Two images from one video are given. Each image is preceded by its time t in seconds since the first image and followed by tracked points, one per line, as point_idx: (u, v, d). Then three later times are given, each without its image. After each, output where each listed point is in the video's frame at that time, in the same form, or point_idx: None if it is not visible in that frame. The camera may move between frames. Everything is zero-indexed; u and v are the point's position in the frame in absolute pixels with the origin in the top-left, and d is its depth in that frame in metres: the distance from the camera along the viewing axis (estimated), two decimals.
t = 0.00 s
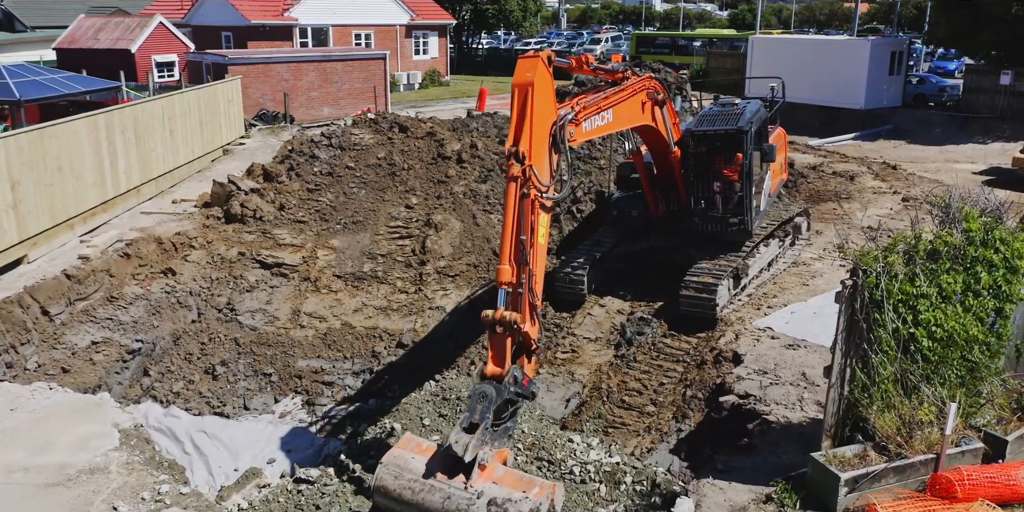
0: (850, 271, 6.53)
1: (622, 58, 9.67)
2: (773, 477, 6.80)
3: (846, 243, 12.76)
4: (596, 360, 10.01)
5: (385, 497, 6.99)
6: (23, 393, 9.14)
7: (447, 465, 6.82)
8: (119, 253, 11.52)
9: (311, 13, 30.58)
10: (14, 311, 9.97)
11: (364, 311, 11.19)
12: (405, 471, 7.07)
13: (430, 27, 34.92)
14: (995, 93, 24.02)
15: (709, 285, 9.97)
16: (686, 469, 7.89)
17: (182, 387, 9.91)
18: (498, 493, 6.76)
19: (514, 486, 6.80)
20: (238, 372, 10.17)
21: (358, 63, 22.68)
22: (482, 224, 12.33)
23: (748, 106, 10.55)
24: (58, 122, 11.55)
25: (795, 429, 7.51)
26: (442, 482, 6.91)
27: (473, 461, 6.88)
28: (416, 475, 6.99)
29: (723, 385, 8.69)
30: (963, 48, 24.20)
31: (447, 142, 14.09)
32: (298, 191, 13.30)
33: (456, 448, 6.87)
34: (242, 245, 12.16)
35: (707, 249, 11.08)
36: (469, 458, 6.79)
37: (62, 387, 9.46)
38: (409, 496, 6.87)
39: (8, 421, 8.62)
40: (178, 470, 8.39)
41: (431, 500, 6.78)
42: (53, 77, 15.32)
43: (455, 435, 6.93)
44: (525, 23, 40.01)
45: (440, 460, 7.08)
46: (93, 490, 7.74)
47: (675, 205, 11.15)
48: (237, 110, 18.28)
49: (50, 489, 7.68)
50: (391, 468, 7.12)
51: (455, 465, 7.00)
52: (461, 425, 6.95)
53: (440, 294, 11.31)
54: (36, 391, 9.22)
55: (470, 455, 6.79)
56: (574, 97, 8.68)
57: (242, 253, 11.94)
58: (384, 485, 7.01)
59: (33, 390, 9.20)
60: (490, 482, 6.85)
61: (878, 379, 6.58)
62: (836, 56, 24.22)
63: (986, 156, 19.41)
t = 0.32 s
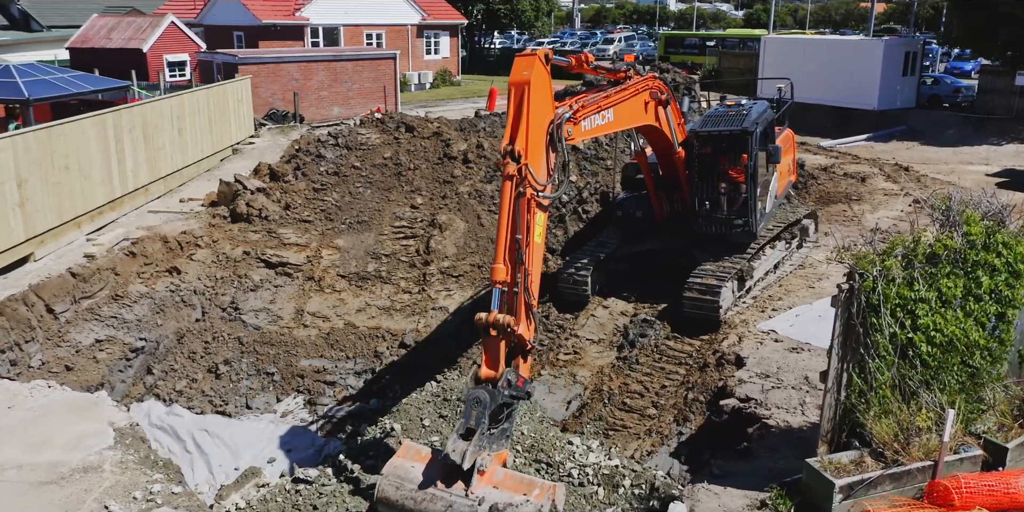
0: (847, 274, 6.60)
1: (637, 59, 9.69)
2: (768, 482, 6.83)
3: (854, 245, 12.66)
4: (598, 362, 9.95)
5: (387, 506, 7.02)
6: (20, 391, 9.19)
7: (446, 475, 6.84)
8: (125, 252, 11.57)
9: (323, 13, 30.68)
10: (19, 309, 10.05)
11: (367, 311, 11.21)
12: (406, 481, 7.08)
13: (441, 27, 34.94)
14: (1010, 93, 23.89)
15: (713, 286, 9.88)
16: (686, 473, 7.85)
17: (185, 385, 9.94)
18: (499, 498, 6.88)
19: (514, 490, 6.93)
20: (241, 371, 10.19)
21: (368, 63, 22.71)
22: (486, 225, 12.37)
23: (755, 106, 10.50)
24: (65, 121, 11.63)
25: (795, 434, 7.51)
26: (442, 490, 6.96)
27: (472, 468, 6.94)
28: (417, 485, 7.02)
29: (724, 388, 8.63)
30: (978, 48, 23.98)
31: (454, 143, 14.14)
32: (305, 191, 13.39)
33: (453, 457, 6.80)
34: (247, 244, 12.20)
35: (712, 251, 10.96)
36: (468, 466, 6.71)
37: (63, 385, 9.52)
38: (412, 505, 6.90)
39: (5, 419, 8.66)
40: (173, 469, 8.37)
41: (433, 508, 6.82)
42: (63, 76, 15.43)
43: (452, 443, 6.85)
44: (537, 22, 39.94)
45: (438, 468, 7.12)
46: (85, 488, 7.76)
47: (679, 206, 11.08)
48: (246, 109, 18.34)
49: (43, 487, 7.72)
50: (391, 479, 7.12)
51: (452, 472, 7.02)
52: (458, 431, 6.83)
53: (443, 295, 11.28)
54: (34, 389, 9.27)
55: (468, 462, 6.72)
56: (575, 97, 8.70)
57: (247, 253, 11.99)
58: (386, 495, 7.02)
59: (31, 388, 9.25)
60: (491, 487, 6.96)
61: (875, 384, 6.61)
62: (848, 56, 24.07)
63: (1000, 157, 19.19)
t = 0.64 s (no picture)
0: (842, 278, 6.60)
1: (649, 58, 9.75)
2: (761, 487, 6.84)
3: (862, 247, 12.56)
4: (600, 363, 9.91)
5: (392, 507, 7.08)
6: (19, 388, 9.26)
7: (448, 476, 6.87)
8: (130, 251, 11.64)
9: (334, 13, 30.77)
10: (24, 307, 10.13)
11: (370, 310, 11.23)
12: (411, 483, 7.14)
13: (453, 26, 34.97)
14: None
15: (716, 288, 9.79)
16: (685, 476, 7.79)
17: (188, 383, 9.98)
18: (502, 501, 6.85)
19: (518, 492, 6.89)
20: (244, 370, 10.20)
21: (378, 62, 22.77)
22: (491, 225, 12.41)
23: (760, 106, 10.42)
24: (72, 120, 11.73)
25: (795, 438, 7.46)
26: (445, 491, 6.99)
27: (475, 470, 6.87)
28: (421, 486, 7.07)
29: (725, 391, 8.57)
30: (994, 49, 23.73)
31: (459, 143, 14.20)
32: (311, 190, 13.49)
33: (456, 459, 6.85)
34: (251, 243, 12.26)
35: (716, 253, 10.90)
36: (471, 469, 6.79)
37: (63, 382, 9.58)
38: (417, 507, 6.93)
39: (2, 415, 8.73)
40: (167, 468, 8.44)
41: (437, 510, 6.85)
42: (72, 75, 15.54)
43: (455, 446, 6.90)
44: (549, 22, 39.88)
45: (441, 469, 7.14)
46: (78, 487, 7.83)
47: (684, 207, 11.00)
48: (255, 108, 18.40)
49: (36, 485, 7.79)
50: (396, 480, 7.19)
51: (455, 474, 7.02)
52: (461, 434, 6.88)
53: (446, 295, 11.31)
54: (33, 386, 9.34)
55: (472, 465, 6.77)
56: (576, 96, 8.65)
57: (252, 252, 12.06)
58: (391, 497, 7.09)
59: (30, 386, 9.33)
60: (494, 489, 6.92)
61: (870, 389, 6.60)
62: (861, 56, 23.88)
63: (1015, 159, 18.96)
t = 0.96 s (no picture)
0: (837, 280, 6.64)
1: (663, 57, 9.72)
2: (755, 491, 6.80)
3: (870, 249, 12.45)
4: (602, 364, 9.87)
5: (402, 499, 7.07)
6: (17, 385, 9.37)
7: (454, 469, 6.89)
8: (135, 249, 11.71)
9: (345, 12, 30.84)
10: (29, 304, 10.22)
11: (373, 310, 11.30)
12: (418, 474, 7.10)
13: (464, 26, 34.98)
14: None
15: (719, 290, 9.75)
16: (685, 478, 7.71)
17: (191, 381, 10.02)
18: (508, 492, 6.84)
19: (523, 483, 6.89)
20: (246, 368, 10.22)
21: (388, 62, 22.82)
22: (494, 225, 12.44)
23: (766, 106, 10.35)
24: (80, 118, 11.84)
25: (792, 441, 7.42)
26: (451, 483, 7.00)
27: (481, 462, 6.88)
28: (428, 478, 7.05)
29: (726, 393, 8.50)
30: (1009, 49, 23.48)
31: (465, 142, 14.26)
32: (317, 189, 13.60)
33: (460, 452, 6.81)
34: (257, 242, 12.36)
35: (720, 254, 10.83)
36: (476, 461, 6.76)
37: (64, 379, 9.65)
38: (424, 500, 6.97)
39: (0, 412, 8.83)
40: (163, 465, 8.47)
41: (445, 502, 6.90)
42: (81, 74, 15.64)
43: (460, 438, 6.87)
44: (561, 22, 39.79)
45: (448, 461, 7.10)
46: (70, 484, 7.87)
47: (689, 208, 10.97)
48: (265, 107, 18.47)
49: (28, 482, 7.85)
50: (403, 472, 7.13)
51: (460, 466, 7.03)
52: (465, 426, 6.89)
53: (448, 294, 11.36)
54: (31, 383, 9.45)
55: (477, 458, 6.76)
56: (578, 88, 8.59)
57: (257, 251, 12.15)
58: (400, 489, 7.07)
59: (28, 383, 9.43)
60: (500, 480, 6.93)
61: (866, 393, 6.57)
62: (874, 56, 23.68)
63: None
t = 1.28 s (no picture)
0: (831, 283, 6.61)
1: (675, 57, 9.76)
2: (748, 495, 6.76)
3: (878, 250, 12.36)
4: (603, 366, 9.81)
5: (411, 487, 7.15)
6: (17, 382, 9.34)
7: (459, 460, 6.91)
8: (141, 247, 11.77)
9: (357, 12, 30.92)
10: (34, 302, 10.28)
11: (376, 309, 11.35)
12: (426, 464, 7.14)
13: (475, 25, 35.02)
14: None
15: (722, 291, 9.67)
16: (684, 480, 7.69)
17: (193, 380, 10.06)
18: (512, 482, 6.83)
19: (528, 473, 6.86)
20: (249, 366, 10.25)
21: (398, 61, 22.89)
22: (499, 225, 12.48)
23: (772, 106, 10.36)
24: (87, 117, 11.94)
25: (791, 444, 7.37)
26: (457, 474, 7.01)
27: (486, 453, 6.87)
28: (436, 468, 7.08)
29: (726, 396, 8.46)
30: None
31: (472, 142, 14.42)
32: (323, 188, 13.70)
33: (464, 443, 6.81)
34: (262, 241, 12.40)
35: (723, 255, 10.78)
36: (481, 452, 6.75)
37: (65, 377, 9.66)
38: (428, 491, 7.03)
39: None
40: (158, 463, 8.48)
41: (452, 492, 6.91)
42: (91, 73, 15.74)
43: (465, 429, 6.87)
44: (573, 21, 39.73)
45: (454, 452, 7.11)
46: (64, 481, 7.86)
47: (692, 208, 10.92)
48: (275, 107, 18.56)
49: (23, 478, 7.84)
50: (412, 462, 7.18)
51: (466, 457, 7.02)
52: (471, 418, 6.84)
53: (451, 294, 11.38)
54: (31, 380, 9.42)
55: (483, 449, 6.78)
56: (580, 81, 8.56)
57: (262, 250, 12.23)
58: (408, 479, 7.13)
59: (28, 380, 9.40)
60: (505, 470, 6.95)
61: (861, 397, 6.55)
62: (886, 56, 23.49)
63: None
